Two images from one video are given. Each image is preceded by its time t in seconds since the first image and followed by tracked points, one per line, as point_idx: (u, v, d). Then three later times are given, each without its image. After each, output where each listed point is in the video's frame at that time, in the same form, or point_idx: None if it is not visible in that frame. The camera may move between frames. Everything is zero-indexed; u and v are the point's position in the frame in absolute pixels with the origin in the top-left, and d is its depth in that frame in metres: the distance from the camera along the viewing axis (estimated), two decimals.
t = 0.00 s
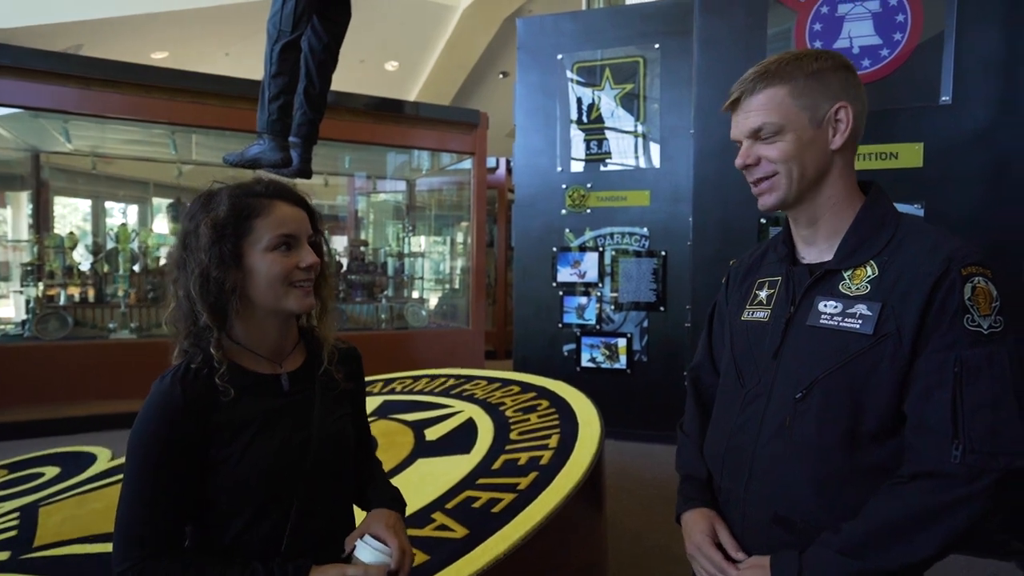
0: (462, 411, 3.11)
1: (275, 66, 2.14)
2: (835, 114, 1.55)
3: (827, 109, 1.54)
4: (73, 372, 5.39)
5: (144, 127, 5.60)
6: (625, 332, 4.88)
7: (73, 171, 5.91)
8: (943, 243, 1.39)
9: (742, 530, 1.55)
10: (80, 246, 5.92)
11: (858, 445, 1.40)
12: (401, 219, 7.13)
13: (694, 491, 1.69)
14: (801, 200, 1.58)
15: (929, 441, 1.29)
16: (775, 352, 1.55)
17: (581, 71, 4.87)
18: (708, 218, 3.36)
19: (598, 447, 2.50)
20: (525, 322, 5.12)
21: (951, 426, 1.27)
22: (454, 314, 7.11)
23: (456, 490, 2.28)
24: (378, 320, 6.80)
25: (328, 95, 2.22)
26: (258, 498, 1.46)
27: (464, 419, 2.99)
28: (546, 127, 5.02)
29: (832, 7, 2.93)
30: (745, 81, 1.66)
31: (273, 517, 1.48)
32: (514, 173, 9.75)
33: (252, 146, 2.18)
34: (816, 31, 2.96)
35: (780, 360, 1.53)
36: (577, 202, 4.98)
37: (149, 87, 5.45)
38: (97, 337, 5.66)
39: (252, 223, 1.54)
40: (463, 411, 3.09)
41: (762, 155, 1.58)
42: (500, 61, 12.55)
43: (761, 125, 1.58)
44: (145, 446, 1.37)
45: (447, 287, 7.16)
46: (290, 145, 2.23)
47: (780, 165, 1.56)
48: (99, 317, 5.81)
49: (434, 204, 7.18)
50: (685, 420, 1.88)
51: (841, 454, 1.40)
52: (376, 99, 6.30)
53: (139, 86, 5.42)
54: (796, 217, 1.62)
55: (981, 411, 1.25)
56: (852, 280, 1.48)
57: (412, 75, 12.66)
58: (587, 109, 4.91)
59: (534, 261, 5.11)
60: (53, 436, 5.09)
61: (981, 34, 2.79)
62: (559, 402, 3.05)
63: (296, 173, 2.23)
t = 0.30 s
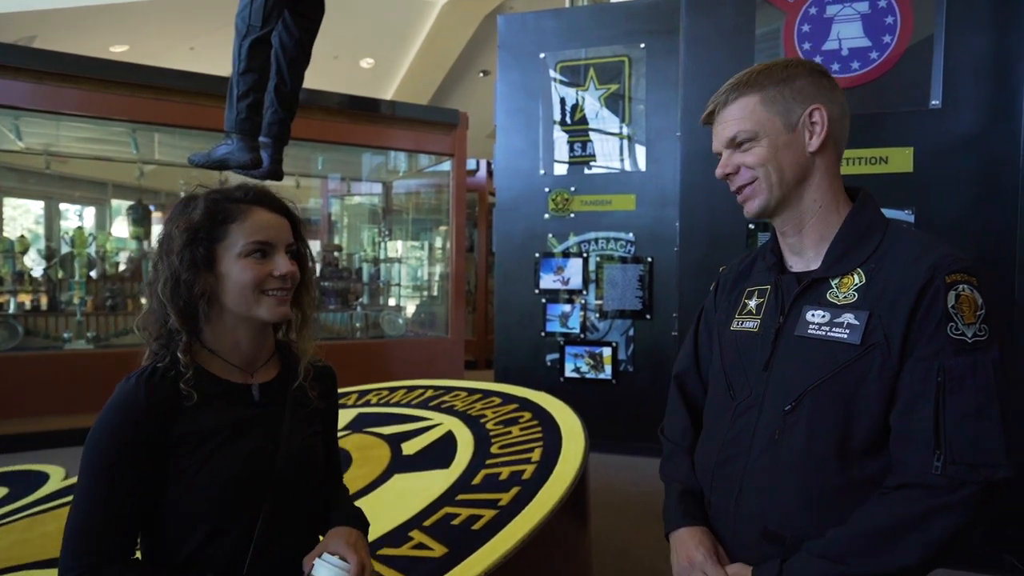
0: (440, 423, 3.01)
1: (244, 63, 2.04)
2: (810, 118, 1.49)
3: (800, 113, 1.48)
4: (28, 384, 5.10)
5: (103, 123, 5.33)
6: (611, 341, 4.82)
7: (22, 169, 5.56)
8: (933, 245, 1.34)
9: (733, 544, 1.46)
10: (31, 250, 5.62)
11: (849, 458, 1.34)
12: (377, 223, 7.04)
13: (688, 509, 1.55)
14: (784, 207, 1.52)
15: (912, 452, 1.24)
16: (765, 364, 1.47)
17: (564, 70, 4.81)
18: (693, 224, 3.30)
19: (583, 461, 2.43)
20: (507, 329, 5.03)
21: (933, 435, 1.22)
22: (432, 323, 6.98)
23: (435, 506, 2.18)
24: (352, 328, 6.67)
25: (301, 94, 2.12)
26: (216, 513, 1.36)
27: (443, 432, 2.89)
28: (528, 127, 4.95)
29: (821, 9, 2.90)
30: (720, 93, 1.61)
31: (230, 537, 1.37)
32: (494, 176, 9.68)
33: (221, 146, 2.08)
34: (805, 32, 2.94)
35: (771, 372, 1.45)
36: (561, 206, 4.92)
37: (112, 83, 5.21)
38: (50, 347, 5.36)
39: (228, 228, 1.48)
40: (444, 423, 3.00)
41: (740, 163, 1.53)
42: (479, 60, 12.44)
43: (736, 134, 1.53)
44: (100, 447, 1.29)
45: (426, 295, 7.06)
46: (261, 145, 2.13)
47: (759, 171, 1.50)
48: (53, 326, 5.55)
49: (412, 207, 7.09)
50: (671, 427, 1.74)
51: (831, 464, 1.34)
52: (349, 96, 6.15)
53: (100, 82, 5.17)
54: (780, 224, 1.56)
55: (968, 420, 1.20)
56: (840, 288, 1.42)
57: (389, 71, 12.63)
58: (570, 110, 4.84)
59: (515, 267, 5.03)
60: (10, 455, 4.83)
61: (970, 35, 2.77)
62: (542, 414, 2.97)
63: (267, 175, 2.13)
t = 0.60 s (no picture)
0: (434, 429, 2.93)
1: (230, 56, 1.96)
2: (816, 107, 1.42)
3: (804, 105, 1.42)
4: (17, 390, 5.03)
5: (80, 119, 5.19)
6: (611, 343, 4.76)
7: None
8: (943, 239, 1.28)
9: (742, 560, 1.40)
10: (8, 249, 5.52)
11: (864, 469, 1.27)
12: (368, 221, 6.98)
13: (696, 533, 1.50)
14: (787, 198, 1.45)
15: (923, 462, 1.18)
16: (772, 369, 1.41)
17: (562, 63, 4.74)
18: (693, 223, 3.24)
19: (583, 467, 2.36)
20: (505, 331, 4.95)
21: (943, 444, 1.15)
22: (425, 324, 6.86)
23: (430, 513, 2.12)
24: (342, 331, 6.61)
25: (289, 87, 2.07)
26: (187, 515, 1.31)
27: (439, 437, 2.82)
28: (525, 122, 4.87)
29: None
30: (724, 82, 1.56)
31: (199, 541, 1.32)
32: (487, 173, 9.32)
33: (206, 142, 2.01)
34: (811, 23, 2.90)
35: (778, 378, 1.39)
36: (559, 204, 4.85)
37: (88, 75, 5.03)
38: (27, 352, 5.23)
39: (198, 225, 1.43)
40: (437, 429, 2.91)
41: (742, 152, 1.47)
42: (473, 51, 11.87)
43: (738, 121, 1.48)
44: (70, 441, 1.25)
45: (419, 296, 6.94)
46: (249, 142, 2.07)
47: (761, 160, 1.45)
48: (30, 329, 5.41)
49: (404, 205, 7.00)
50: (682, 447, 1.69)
51: (842, 475, 1.27)
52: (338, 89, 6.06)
53: (75, 74, 4.99)
54: (782, 218, 1.49)
55: (978, 425, 1.13)
56: (847, 289, 1.35)
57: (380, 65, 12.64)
58: (568, 103, 4.76)
59: (512, 267, 4.94)
60: None
61: (979, 25, 2.70)
62: (540, 419, 2.89)
63: (256, 172, 2.06)
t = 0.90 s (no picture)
0: (461, 421, 2.94)
1: (263, 48, 1.99)
2: (886, 83, 1.38)
3: (874, 78, 1.38)
4: (55, 374, 5.17)
5: (115, 109, 5.32)
6: (639, 339, 4.74)
7: (37, 157, 5.61)
8: (1010, 231, 1.23)
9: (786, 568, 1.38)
10: (45, 238, 5.67)
11: (917, 476, 1.23)
12: (396, 213, 6.99)
13: (740, 540, 1.49)
14: (844, 180, 1.41)
15: (983, 471, 1.15)
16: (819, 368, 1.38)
17: (592, 55, 4.69)
18: (725, 218, 3.19)
19: (611, 462, 2.33)
20: (533, 327, 4.92)
21: (1008, 451, 1.13)
22: (452, 317, 6.95)
23: (455, 506, 2.13)
24: (370, 322, 6.64)
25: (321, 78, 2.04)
26: (207, 504, 1.33)
27: (466, 429, 2.83)
28: (555, 114, 4.82)
29: None
30: (786, 53, 1.53)
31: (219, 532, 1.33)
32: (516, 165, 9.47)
33: (239, 133, 2.03)
34: (851, 12, 2.79)
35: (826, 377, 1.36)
36: (587, 197, 4.81)
37: (124, 66, 5.18)
38: (65, 338, 5.39)
39: (227, 212, 1.45)
40: (462, 421, 2.92)
41: (798, 128, 1.44)
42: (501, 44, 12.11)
43: (797, 95, 1.45)
44: (95, 430, 1.28)
45: (444, 288, 6.99)
46: (280, 132, 2.08)
47: (817, 138, 1.41)
48: (67, 316, 5.59)
49: (431, 196, 7.04)
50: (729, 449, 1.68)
51: (894, 483, 1.24)
52: (369, 81, 6.10)
53: (111, 64, 5.14)
54: (834, 202, 1.45)
55: None
56: (902, 282, 1.31)
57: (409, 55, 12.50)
58: (598, 96, 4.72)
59: (541, 262, 4.90)
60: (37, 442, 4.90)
61: None
62: (567, 412, 2.88)
63: (287, 162, 2.08)
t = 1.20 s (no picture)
0: (495, 413, 3.05)
1: (313, 58, 2.11)
2: (950, 75, 1.27)
3: (939, 69, 1.27)
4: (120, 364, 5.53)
5: (177, 118, 5.64)
6: (665, 336, 4.79)
7: (104, 162, 5.99)
8: None
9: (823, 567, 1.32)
10: (111, 237, 5.95)
11: (965, 485, 1.14)
12: (431, 214, 7.11)
13: (777, 536, 1.42)
14: (898, 177, 1.31)
15: None
16: (863, 365, 1.30)
17: (621, 63, 4.76)
18: (752, 219, 3.22)
19: (639, 455, 2.41)
20: (560, 325, 5.02)
21: None
22: (484, 314, 7.11)
23: (490, 494, 2.23)
24: (408, 318, 6.79)
25: (365, 87, 2.17)
26: (260, 491, 1.44)
27: (500, 421, 2.94)
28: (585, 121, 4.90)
29: None
30: (841, 37, 1.42)
31: (271, 514, 1.45)
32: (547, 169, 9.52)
33: (289, 139, 2.15)
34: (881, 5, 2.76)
35: (870, 372, 1.27)
36: (616, 200, 4.86)
37: (181, 77, 5.46)
38: (128, 330, 5.72)
39: (276, 215, 1.56)
40: (496, 414, 3.03)
41: (851, 121, 1.34)
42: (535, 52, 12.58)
43: (852, 85, 1.34)
44: (157, 420, 1.36)
45: (478, 287, 7.14)
46: (327, 139, 2.17)
47: (871, 134, 1.31)
48: (129, 310, 5.87)
49: (466, 199, 7.17)
50: (769, 446, 1.61)
51: (939, 491, 1.14)
52: (408, 89, 6.24)
53: (169, 77, 5.42)
54: (887, 198, 1.36)
55: None
56: (956, 279, 1.21)
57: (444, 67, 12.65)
58: (627, 102, 4.79)
59: (571, 263, 4.97)
60: (101, 426, 5.28)
61: None
62: (596, 408, 2.96)
63: (332, 168, 2.17)
